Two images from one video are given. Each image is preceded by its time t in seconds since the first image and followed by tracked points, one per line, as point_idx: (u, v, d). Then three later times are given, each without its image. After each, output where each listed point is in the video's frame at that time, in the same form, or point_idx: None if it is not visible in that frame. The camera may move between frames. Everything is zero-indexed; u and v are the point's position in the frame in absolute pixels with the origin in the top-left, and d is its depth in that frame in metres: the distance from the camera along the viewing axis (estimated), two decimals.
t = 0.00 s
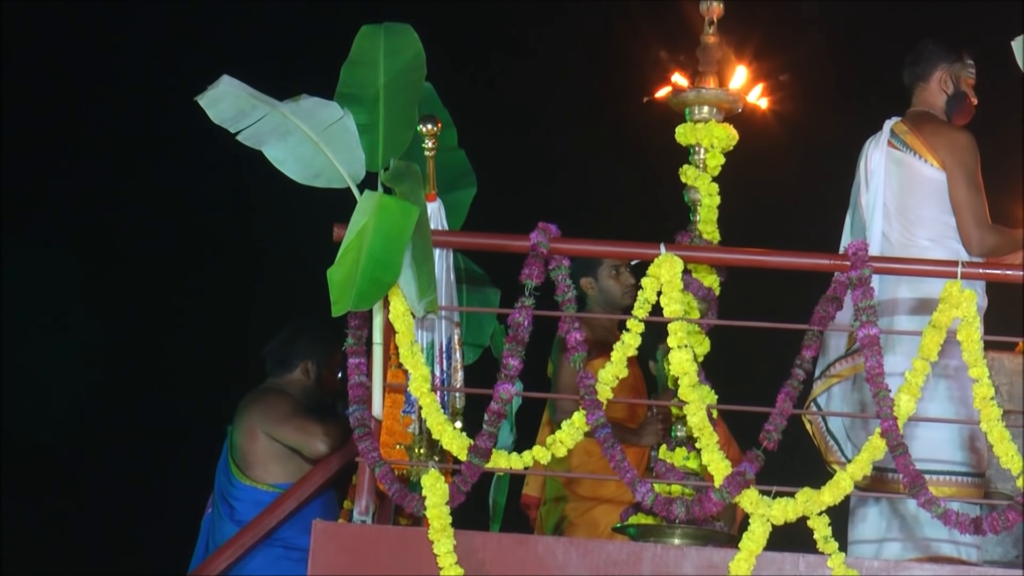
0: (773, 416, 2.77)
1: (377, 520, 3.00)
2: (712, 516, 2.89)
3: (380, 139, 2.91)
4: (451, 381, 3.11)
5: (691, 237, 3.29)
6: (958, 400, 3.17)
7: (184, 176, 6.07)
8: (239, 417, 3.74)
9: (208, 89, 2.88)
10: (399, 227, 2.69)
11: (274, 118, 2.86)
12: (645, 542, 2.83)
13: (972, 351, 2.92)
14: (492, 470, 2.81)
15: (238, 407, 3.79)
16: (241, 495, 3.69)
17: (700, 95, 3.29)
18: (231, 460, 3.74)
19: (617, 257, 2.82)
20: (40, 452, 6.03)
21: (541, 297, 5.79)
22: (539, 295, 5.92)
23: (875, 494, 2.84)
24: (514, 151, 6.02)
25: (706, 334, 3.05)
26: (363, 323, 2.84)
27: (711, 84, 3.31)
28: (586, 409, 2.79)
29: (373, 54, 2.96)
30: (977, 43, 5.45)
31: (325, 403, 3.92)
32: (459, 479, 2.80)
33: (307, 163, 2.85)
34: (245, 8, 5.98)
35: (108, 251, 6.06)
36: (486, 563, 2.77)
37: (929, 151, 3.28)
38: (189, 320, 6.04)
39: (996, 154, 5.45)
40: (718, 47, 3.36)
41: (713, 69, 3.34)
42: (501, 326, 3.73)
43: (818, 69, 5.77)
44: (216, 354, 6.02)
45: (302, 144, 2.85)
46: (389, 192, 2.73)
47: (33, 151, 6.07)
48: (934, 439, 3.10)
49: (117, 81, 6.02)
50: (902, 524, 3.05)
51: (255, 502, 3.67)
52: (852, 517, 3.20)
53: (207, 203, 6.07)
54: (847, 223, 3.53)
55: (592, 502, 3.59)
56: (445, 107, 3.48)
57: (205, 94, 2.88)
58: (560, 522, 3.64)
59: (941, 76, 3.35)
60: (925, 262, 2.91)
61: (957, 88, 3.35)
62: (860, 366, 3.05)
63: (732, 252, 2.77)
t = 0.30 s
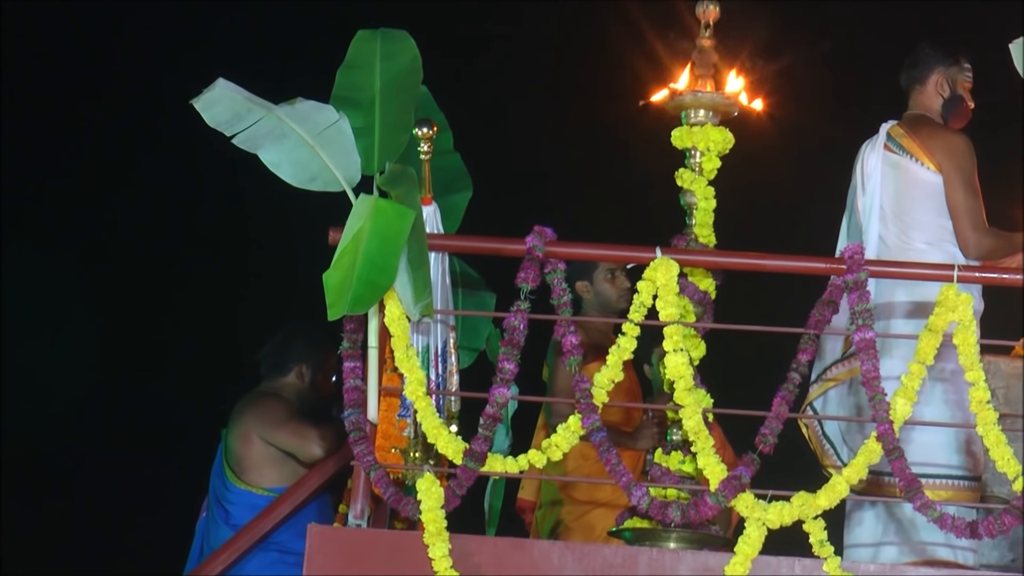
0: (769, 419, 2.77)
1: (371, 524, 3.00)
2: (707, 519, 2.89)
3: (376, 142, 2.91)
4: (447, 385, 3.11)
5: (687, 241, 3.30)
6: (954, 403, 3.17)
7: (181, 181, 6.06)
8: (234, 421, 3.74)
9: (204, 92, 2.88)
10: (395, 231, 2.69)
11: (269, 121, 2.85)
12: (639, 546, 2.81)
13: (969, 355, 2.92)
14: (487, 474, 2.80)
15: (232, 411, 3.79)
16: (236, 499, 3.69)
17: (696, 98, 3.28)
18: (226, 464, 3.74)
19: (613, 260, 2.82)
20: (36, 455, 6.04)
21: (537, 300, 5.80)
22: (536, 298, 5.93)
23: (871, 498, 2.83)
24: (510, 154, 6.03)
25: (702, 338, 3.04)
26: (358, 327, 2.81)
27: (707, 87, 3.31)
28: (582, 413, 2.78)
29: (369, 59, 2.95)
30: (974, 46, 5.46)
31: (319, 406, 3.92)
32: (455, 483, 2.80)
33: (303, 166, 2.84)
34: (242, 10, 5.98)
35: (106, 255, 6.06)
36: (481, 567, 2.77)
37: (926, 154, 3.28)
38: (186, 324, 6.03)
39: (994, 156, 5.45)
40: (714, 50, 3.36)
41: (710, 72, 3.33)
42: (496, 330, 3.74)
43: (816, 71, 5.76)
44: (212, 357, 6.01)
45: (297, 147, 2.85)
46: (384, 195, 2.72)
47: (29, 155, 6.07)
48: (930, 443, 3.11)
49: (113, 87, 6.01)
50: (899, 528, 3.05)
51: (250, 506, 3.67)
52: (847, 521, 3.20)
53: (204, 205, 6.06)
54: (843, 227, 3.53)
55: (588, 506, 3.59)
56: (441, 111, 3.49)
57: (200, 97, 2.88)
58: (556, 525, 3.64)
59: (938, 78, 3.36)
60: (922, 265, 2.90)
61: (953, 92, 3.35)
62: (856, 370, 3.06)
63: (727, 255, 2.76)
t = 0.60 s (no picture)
0: (746, 433, 2.81)
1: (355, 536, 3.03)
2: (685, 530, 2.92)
3: (360, 159, 2.95)
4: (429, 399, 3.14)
5: (665, 257, 3.35)
6: (928, 417, 3.22)
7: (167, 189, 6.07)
8: (219, 434, 3.76)
9: (189, 110, 2.91)
10: (380, 246, 2.72)
11: (255, 138, 2.89)
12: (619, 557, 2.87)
13: (943, 368, 2.98)
14: (469, 486, 2.83)
15: (218, 424, 3.81)
16: (221, 510, 3.70)
17: (674, 116, 3.32)
18: (212, 476, 3.76)
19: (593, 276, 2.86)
20: (22, 462, 6.06)
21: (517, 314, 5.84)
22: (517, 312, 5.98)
23: (846, 510, 2.89)
24: (493, 166, 6.08)
25: (681, 352, 3.08)
26: (342, 342, 2.84)
27: (686, 105, 3.35)
28: (562, 425, 2.82)
29: (353, 76, 2.98)
30: (950, 63, 5.53)
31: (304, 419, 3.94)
32: (437, 495, 2.82)
33: (288, 183, 2.88)
34: (219, 28, 6.02)
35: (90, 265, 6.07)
36: None
37: (900, 171, 3.34)
38: (169, 336, 6.04)
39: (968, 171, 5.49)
40: (693, 68, 3.40)
41: (688, 90, 3.37)
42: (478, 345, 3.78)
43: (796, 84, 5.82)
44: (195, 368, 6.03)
45: (282, 164, 2.88)
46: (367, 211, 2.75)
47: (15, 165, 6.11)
48: (904, 456, 3.16)
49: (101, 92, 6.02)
50: (873, 539, 3.10)
51: (236, 518, 3.69)
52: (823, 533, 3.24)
53: (187, 217, 6.09)
54: (818, 242, 3.59)
55: (567, 518, 3.62)
56: (423, 128, 3.52)
57: (186, 115, 2.91)
58: (536, 537, 3.66)
59: (912, 95, 3.41)
60: (896, 281, 2.95)
61: (927, 109, 3.41)
62: (831, 384, 3.11)
63: (704, 270, 2.81)
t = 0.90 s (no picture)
0: (739, 449, 2.85)
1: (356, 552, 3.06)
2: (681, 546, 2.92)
3: (359, 180, 3.00)
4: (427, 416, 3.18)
5: (659, 277, 3.39)
6: (918, 433, 3.27)
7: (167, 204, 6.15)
8: (221, 451, 3.79)
9: (193, 132, 2.96)
10: (378, 267, 2.76)
11: (256, 160, 2.93)
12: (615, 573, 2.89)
13: (932, 386, 3.02)
14: (467, 502, 2.87)
15: (220, 440, 3.85)
16: (223, 525, 3.74)
17: (668, 138, 3.38)
18: (214, 492, 3.79)
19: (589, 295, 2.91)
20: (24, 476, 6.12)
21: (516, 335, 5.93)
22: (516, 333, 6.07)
23: (838, 525, 2.93)
24: (489, 183, 6.16)
25: (675, 369, 3.11)
26: (342, 359, 2.89)
27: (679, 128, 3.41)
28: (558, 442, 2.86)
29: (353, 99, 3.03)
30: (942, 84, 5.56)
31: (305, 437, 3.98)
32: (436, 510, 2.87)
33: (288, 204, 2.92)
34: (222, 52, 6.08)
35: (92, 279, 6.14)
36: None
37: (890, 192, 3.39)
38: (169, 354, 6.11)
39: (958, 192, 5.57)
40: (685, 92, 3.47)
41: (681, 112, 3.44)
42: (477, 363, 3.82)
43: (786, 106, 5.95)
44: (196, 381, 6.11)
45: (283, 186, 2.93)
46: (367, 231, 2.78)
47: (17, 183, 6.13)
48: (895, 472, 3.22)
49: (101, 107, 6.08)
50: (865, 554, 3.14)
51: (237, 533, 3.72)
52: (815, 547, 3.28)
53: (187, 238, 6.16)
54: (811, 261, 3.65)
55: (564, 533, 3.65)
56: (421, 152, 3.58)
57: (189, 137, 2.96)
58: (533, 552, 3.70)
59: (901, 118, 3.47)
60: (888, 301, 3.00)
61: (916, 131, 3.46)
62: (823, 401, 3.16)
63: (698, 290, 2.85)
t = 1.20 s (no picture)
0: (728, 465, 2.90)
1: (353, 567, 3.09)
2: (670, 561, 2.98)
3: (357, 203, 3.06)
4: (423, 433, 3.23)
5: (650, 297, 3.45)
6: (904, 450, 3.35)
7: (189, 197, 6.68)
8: (221, 467, 3.84)
9: (195, 155, 3.01)
10: (376, 286, 2.82)
11: (257, 182, 2.99)
12: None
13: (917, 404, 3.09)
14: (462, 516, 2.92)
15: (221, 457, 3.89)
16: (223, 541, 3.79)
17: (659, 161, 3.45)
18: (213, 507, 3.84)
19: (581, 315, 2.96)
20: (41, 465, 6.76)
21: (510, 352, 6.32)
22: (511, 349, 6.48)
23: (825, 539, 2.99)
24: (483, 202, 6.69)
25: (665, 388, 3.16)
26: (340, 378, 2.94)
27: (670, 151, 3.48)
28: (552, 458, 2.91)
29: (350, 122, 3.09)
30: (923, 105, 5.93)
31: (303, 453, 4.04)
32: (431, 525, 2.92)
33: (287, 225, 2.98)
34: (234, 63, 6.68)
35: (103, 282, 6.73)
36: None
37: (877, 214, 3.46)
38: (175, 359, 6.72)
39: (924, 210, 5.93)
40: (676, 115, 3.53)
41: (672, 136, 3.51)
42: (472, 380, 3.86)
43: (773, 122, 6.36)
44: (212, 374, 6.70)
45: (282, 208, 2.98)
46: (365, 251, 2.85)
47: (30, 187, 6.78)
48: (881, 487, 3.29)
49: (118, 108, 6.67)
50: (851, 568, 3.20)
51: (237, 548, 3.77)
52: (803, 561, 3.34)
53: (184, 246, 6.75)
54: (799, 281, 3.72)
55: (557, 547, 3.70)
56: (418, 173, 3.63)
57: (191, 160, 3.00)
58: (527, 566, 3.76)
59: (889, 142, 3.54)
60: (874, 320, 3.06)
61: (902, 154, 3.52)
62: (811, 419, 3.21)
63: (687, 309, 2.90)
